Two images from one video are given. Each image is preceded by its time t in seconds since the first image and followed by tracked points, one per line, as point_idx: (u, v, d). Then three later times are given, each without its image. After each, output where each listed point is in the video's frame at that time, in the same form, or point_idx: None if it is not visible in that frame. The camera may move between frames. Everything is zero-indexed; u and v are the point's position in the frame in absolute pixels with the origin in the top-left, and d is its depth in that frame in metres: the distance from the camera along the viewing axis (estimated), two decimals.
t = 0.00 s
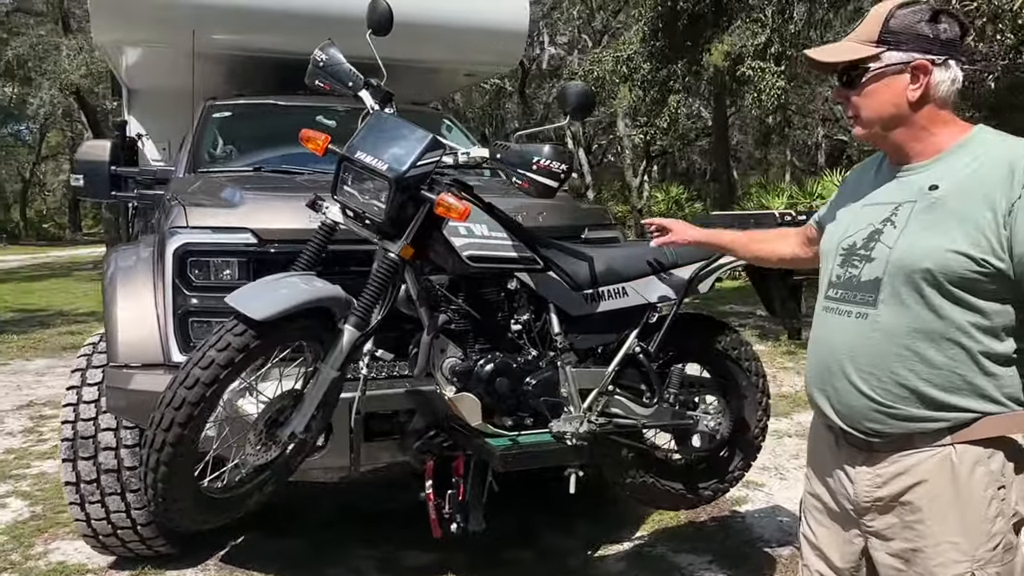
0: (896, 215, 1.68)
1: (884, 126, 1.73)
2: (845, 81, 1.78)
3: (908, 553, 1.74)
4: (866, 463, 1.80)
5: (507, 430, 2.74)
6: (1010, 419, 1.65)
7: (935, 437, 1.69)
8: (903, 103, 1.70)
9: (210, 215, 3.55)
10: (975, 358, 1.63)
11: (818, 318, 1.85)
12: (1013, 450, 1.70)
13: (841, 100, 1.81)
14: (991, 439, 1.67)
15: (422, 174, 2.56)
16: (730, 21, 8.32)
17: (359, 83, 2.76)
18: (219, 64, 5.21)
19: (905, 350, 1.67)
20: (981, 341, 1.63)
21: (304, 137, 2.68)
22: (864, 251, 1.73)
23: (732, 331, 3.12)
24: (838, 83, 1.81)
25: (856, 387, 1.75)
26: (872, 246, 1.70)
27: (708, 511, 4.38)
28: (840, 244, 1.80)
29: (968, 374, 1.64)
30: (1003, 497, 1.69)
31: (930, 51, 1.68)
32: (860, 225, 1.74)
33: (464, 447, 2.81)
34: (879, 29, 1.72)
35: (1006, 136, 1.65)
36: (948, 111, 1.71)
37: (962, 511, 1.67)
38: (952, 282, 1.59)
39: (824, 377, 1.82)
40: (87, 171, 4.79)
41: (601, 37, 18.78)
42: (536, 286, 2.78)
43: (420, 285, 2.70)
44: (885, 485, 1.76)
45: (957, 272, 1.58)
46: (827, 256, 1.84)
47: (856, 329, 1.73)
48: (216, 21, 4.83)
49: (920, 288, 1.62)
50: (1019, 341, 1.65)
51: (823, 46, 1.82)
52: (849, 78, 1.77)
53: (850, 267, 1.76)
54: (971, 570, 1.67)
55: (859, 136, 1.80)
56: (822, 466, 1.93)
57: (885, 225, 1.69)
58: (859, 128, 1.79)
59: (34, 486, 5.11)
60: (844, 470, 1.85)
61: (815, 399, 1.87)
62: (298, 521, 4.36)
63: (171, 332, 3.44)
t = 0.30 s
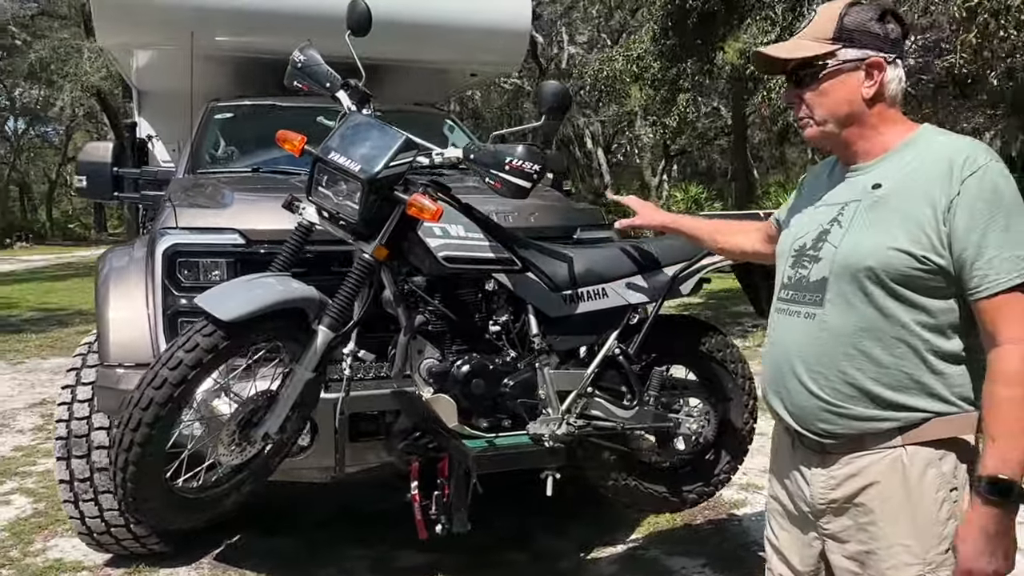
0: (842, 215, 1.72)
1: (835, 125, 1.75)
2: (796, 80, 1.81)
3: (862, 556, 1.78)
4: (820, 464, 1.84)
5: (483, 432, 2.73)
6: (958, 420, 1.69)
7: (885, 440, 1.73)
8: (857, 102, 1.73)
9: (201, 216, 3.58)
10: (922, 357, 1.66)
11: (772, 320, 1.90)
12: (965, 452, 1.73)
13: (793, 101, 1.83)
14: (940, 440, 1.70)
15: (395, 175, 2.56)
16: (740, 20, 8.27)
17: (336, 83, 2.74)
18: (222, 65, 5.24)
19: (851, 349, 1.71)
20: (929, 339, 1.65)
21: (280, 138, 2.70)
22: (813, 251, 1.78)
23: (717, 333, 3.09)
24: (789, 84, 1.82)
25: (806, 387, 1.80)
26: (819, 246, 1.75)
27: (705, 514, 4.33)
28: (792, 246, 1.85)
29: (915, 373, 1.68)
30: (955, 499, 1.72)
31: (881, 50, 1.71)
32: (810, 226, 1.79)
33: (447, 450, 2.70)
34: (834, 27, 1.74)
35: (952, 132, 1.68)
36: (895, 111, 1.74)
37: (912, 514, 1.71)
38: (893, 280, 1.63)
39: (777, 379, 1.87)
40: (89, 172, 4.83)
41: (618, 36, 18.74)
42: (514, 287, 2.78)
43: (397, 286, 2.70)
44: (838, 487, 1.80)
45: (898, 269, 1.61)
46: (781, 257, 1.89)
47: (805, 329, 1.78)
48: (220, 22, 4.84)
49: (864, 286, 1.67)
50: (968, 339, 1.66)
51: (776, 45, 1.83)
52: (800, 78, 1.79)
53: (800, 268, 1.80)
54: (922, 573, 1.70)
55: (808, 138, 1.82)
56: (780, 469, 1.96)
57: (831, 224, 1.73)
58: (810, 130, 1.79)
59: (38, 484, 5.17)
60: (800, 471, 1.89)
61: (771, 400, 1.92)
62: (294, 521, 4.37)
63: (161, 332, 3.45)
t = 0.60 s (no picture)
0: (785, 215, 1.84)
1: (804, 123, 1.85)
2: (762, 80, 1.87)
3: (809, 555, 1.88)
4: (768, 462, 1.94)
5: (460, 432, 2.73)
6: (902, 419, 1.77)
7: (832, 440, 1.82)
8: (816, 100, 1.87)
9: (191, 217, 3.61)
10: (867, 353, 1.75)
11: (722, 323, 2.00)
12: (908, 449, 1.82)
13: (759, 103, 1.87)
14: (882, 440, 1.79)
15: (370, 176, 2.60)
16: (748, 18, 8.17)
17: (316, 86, 2.79)
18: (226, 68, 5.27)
19: (798, 347, 1.81)
20: (874, 335, 1.74)
21: (260, 139, 2.72)
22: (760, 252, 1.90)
23: (699, 334, 3.08)
24: (752, 86, 1.88)
25: (756, 386, 1.89)
26: (766, 247, 1.86)
27: (700, 515, 4.31)
28: (740, 251, 1.96)
29: (860, 368, 1.76)
30: (898, 497, 1.81)
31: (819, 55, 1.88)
32: (757, 228, 1.92)
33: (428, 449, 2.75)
34: (787, 29, 1.86)
35: (885, 132, 1.81)
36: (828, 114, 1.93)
37: (857, 512, 1.79)
38: (838, 276, 1.73)
39: (728, 380, 1.97)
40: (93, 173, 4.89)
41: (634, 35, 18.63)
42: (493, 288, 2.79)
43: (374, 286, 2.72)
44: (785, 487, 1.90)
45: (841, 265, 1.72)
46: (730, 262, 2.01)
47: (754, 328, 1.88)
48: (221, 26, 4.84)
49: (809, 283, 1.77)
50: (909, 334, 1.76)
51: (736, 46, 1.89)
52: (768, 76, 1.86)
53: (749, 269, 1.92)
54: (867, 571, 1.79)
55: (772, 141, 1.88)
56: (733, 468, 2.06)
57: (776, 225, 1.85)
58: (782, 130, 1.86)
59: (43, 480, 5.24)
60: (750, 471, 1.99)
61: (722, 403, 2.01)
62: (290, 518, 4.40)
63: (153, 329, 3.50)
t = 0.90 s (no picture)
0: (748, 215, 1.86)
1: (766, 122, 1.90)
2: (726, 79, 1.92)
3: (785, 551, 1.87)
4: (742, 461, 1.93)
5: (450, 430, 2.73)
6: (873, 412, 1.78)
7: (806, 436, 1.82)
8: (777, 102, 1.92)
9: (190, 218, 3.65)
10: (836, 347, 1.76)
11: (690, 326, 2.01)
12: (875, 443, 1.83)
13: (723, 101, 1.91)
14: (854, 433, 1.79)
15: (358, 176, 2.63)
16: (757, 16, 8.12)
17: (308, 87, 2.82)
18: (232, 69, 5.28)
19: (768, 344, 1.81)
20: (842, 329, 1.76)
21: (251, 140, 2.74)
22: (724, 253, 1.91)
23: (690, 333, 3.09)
24: (717, 84, 1.92)
25: (728, 385, 1.89)
26: (730, 247, 1.88)
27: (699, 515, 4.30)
28: (704, 253, 1.98)
29: (829, 362, 1.78)
30: (869, 490, 1.81)
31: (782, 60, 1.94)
32: (720, 230, 1.93)
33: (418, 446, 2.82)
34: (752, 32, 1.91)
35: (839, 131, 1.85)
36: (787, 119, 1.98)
37: (833, 507, 1.79)
38: (804, 272, 1.74)
39: (698, 381, 1.97)
40: (100, 175, 4.95)
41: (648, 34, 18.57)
42: (482, 287, 2.82)
43: (364, 284, 2.74)
44: (761, 485, 1.90)
45: (806, 261, 1.73)
46: (695, 264, 2.03)
47: (723, 328, 1.89)
48: (232, 30, 4.87)
49: (776, 280, 1.78)
50: (875, 326, 1.78)
51: (700, 43, 1.92)
52: (732, 75, 1.91)
53: (714, 270, 1.93)
54: (842, 566, 1.79)
55: (732, 140, 1.92)
56: (706, 469, 2.05)
57: (739, 225, 1.87)
58: (743, 128, 1.90)
59: (52, 476, 5.31)
60: (723, 472, 1.99)
61: (693, 405, 2.01)
62: (291, 514, 4.42)
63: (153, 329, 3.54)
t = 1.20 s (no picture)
0: (742, 218, 1.85)
1: (760, 125, 1.89)
2: (719, 81, 1.90)
3: (785, 557, 1.86)
4: (741, 465, 1.92)
5: (449, 433, 2.74)
6: (872, 415, 1.77)
7: (805, 440, 1.81)
8: (770, 105, 1.91)
9: (196, 221, 3.68)
10: (835, 350, 1.75)
11: (685, 330, 1.99)
12: (875, 447, 1.82)
13: (715, 102, 1.89)
14: (854, 437, 1.78)
15: (357, 179, 2.64)
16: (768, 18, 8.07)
17: (309, 91, 2.83)
18: (242, 73, 5.29)
19: (764, 348, 1.80)
20: (839, 332, 1.74)
21: (252, 143, 2.76)
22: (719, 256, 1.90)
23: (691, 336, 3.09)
24: (709, 85, 1.91)
25: (724, 390, 1.87)
26: (724, 250, 1.86)
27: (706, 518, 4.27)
28: (698, 258, 1.96)
29: (827, 365, 1.76)
30: (870, 494, 1.82)
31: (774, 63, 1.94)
32: (714, 233, 1.92)
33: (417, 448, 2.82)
34: (746, 34, 1.90)
35: (832, 133, 1.84)
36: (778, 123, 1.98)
37: (834, 511, 1.79)
38: (800, 274, 1.72)
39: (695, 386, 1.95)
40: (111, 178, 4.99)
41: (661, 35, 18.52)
42: (483, 290, 2.81)
43: (364, 286, 2.75)
44: (760, 490, 1.88)
45: (802, 263, 1.71)
46: (689, 268, 2.01)
47: (718, 332, 1.87)
48: (240, 34, 4.87)
49: (772, 282, 1.76)
50: (872, 329, 1.77)
51: (693, 44, 1.91)
52: (725, 77, 1.90)
53: (709, 274, 1.92)
54: (843, 571, 1.78)
55: (724, 140, 1.90)
56: (704, 475, 2.04)
57: (733, 228, 1.85)
58: (736, 129, 1.88)
59: (64, 476, 5.36)
60: (721, 477, 1.97)
61: (690, 410, 1.99)
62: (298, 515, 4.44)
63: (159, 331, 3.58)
